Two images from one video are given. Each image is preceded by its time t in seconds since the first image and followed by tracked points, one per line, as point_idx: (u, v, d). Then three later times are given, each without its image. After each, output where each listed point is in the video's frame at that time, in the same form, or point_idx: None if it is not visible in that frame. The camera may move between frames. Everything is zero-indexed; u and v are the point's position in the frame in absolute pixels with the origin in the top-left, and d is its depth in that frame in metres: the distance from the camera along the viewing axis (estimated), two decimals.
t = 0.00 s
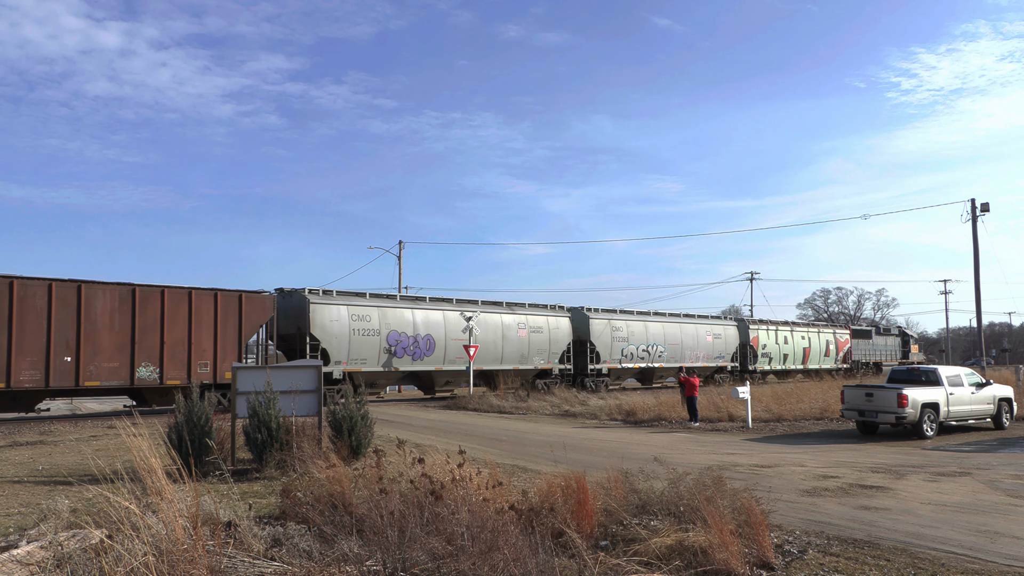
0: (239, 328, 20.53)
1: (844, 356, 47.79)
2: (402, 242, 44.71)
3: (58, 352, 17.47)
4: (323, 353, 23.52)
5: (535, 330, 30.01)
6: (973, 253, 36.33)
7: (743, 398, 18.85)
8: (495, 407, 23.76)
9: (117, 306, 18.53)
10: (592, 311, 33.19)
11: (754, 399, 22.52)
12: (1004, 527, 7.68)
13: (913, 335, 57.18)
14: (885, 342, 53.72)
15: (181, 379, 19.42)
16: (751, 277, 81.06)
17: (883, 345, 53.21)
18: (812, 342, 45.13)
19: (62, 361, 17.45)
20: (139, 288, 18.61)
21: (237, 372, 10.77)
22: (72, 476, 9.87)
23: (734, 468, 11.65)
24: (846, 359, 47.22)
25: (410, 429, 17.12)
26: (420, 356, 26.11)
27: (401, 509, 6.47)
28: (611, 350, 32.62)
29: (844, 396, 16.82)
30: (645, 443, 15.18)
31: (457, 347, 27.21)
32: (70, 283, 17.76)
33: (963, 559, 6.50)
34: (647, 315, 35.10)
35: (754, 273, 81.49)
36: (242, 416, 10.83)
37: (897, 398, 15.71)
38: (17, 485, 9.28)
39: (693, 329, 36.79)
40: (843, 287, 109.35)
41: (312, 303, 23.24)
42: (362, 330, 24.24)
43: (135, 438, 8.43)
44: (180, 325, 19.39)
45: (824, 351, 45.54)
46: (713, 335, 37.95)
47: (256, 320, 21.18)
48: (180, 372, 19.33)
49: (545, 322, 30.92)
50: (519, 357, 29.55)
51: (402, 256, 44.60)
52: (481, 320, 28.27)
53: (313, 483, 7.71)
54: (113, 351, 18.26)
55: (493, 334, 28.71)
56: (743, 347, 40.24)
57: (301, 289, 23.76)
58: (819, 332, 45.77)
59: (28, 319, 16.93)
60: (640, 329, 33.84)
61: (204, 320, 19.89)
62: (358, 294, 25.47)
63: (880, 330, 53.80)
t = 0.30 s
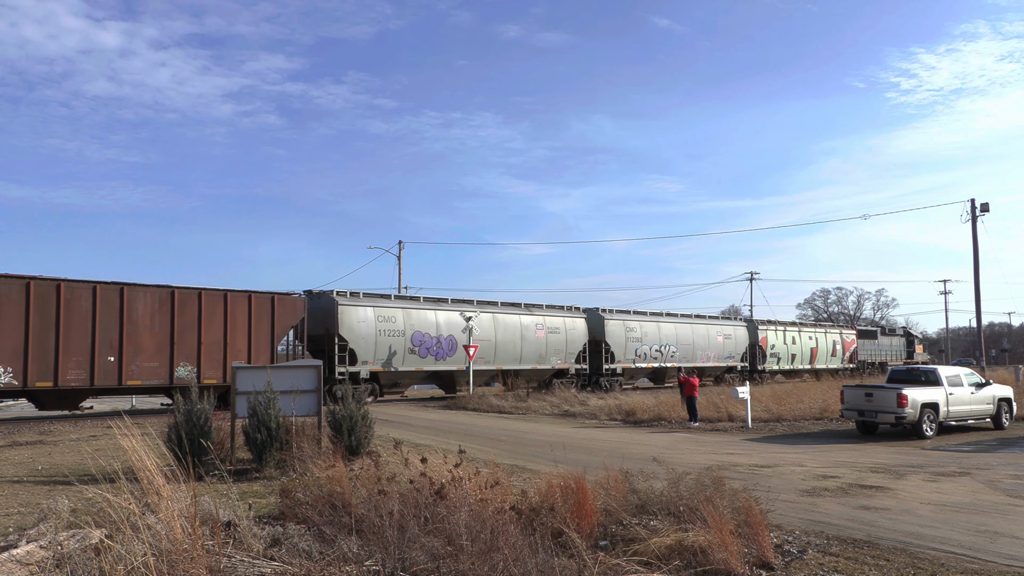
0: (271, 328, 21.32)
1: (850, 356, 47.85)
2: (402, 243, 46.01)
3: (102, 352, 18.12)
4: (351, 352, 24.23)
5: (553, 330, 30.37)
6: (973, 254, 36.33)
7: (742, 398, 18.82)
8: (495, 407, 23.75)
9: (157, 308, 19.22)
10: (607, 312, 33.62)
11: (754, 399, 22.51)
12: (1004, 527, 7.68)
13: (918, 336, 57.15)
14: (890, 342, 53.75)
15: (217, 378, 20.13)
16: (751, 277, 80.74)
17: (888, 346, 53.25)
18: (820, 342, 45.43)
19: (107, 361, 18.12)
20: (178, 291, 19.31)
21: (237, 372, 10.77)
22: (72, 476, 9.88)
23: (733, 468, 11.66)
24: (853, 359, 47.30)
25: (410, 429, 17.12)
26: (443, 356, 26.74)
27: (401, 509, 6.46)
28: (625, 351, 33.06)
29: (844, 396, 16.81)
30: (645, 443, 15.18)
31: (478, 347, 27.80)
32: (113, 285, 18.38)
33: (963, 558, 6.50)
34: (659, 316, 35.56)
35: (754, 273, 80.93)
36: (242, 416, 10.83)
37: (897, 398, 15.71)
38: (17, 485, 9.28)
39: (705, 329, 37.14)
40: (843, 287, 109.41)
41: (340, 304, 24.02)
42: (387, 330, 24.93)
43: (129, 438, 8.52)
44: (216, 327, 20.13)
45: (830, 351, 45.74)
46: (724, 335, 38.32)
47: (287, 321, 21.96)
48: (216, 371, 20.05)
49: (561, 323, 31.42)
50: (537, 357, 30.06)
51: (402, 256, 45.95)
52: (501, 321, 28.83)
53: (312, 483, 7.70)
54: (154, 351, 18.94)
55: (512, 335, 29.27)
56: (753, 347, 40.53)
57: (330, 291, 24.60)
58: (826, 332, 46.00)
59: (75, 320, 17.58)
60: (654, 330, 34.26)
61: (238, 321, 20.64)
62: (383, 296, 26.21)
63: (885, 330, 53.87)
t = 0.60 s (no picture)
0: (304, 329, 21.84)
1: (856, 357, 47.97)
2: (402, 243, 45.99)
3: (143, 352, 18.57)
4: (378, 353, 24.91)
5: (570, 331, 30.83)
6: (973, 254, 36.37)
7: (742, 398, 18.81)
8: (495, 407, 23.75)
9: (194, 309, 19.67)
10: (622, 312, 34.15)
11: (754, 399, 22.49)
12: (1004, 527, 7.67)
13: (922, 335, 57.23)
14: (895, 342, 53.90)
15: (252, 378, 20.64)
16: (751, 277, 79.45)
17: (893, 346, 53.30)
18: (827, 342, 45.78)
19: (148, 361, 18.58)
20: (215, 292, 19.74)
21: (237, 372, 10.77)
22: (72, 476, 9.87)
23: (734, 468, 11.64)
24: (858, 359, 47.56)
25: (410, 429, 17.12)
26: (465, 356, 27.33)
27: (401, 510, 6.46)
28: (639, 350, 33.59)
29: (844, 396, 16.81)
30: (644, 443, 15.16)
31: (499, 348, 28.38)
32: (153, 287, 18.80)
33: (963, 559, 6.50)
34: (672, 316, 36.11)
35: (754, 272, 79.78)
36: (242, 416, 10.83)
37: (897, 398, 15.71)
38: (17, 485, 9.27)
39: (716, 330, 37.63)
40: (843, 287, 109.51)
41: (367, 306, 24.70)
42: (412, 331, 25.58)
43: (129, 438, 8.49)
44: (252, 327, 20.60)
45: (837, 351, 45.98)
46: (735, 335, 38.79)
47: (319, 322, 22.47)
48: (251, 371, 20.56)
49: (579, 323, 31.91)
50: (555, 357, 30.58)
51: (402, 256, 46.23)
52: (521, 321, 29.39)
53: (312, 483, 7.71)
54: (191, 351, 19.40)
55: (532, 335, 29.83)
56: (762, 347, 40.97)
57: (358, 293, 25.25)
58: (833, 332, 46.30)
59: (119, 322, 18.00)
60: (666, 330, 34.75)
61: (271, 322, 21.13)
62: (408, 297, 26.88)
63: (889, 330, 54.02)
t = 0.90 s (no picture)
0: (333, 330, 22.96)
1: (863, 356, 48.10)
2: (401, 243, 46.69)
3: (182, 352, 19.64)
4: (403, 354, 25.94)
5: (586, 331, 31.63)
6: (973, 254, 36.36)
7: (742, 398, 18.82)
8: (495, 407, 23.75)
9: (229, 311, 20.78)
10: (636, 313, 34.72)
11: (754, 399, 22.48)
12: (1004, 527, 7.68)
13: (927, 335, 57.23)
14: (901, 342, 54.01)
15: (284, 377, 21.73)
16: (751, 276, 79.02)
17: (899, 346, 53.39)
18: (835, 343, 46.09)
19: (187, 360, 19.66)
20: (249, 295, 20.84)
21: (237, 372, 10.77)
22: (72, 476, 9.87)
23: (734, 468, 11.65)
24: (865, 359, 47.73)
25: (410, 429, 17.14)
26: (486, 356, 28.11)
27: (401, 509, 6.46)
28: (653, 350, 34.17)
29: (844, 396, 16.81)
30: (644, 443, 15.17)
31: (518, 348, 29.11)
32: (192, 290, 19.93)
33: (963, 559, 6.50)
34: (684, 317, 36.68)
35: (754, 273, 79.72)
36: (242, 416, 10.83)
37: (897, 398, 15.71)
38: (17, 485, 9.28)
39: (726, 330, 38.13)
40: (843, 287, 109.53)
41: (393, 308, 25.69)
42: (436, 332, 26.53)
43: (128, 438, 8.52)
44: (283, 328, 21.70)
45: (845, 352, 46.15)
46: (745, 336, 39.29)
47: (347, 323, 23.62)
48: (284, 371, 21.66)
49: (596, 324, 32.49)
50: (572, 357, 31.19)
51: (402, 256, 46.58)
52: (539, 323, 30.10)
53: (312, 483, 7.72)
54: (227, 351, 20.48)
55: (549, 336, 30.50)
56: (772, 347, 41.42)
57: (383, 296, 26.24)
58: (841, 333, 46.57)
59: (160, 323, 19.09)
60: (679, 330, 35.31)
61: (302, 323, 22.23)
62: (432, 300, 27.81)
63: (895, 330, 54.13)
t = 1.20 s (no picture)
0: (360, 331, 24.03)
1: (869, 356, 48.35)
2: (401, 243, 47.51)
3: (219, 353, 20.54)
4: (427, 354, 26.45)
5: (602, 332, 32.06)
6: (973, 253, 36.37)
7: (743, 398, 18.82)
8: (495, 407, 23.75)
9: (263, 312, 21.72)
10: (649, 314, 35.33)
11: (754, 399, 22.47)
12: (1004, 527, 7.68)
13: (932, 336, 57.25)
14: (905, 342, 54.10)
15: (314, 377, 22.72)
16: (751, 277, 78.75)
17: (905, 345, 53.44)
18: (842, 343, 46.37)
19: (223, 360, 20.55)
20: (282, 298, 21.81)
21: (237, 372, 10.79)
22: (72, 476, 9.88)
23: (734, 468, 11.65)
24: (870, 358, 47.88)
25: (410, 429, 17.13)
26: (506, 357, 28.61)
27: (401, 509, 6.46)
28: (666, 350, 34.64)
29: (844, 396, 16.82)
30: (644, 443, 15.17)
31: (536, 349, 29.58)
32: (229, 293, 20.85)
33: (963, 559, 6.50)
34: (695, 317, 37.12)
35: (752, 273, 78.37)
36: (242, 416, 10.83)
37: (897, 398, 15.71)
38: (18, 485, 9.29)
39: (736, 329, 38.58)
40: (843, 287, 109.63)
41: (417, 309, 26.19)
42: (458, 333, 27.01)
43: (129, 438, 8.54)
44: (313, 330, 22.65)
45: (851, 351, 46.52)
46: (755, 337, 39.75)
47: (374, 324, 24.56)
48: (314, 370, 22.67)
49: (612, 325, 32.95)
50: (588, 357, 31.64)
51: (402, 256, 46.64)
52: (557, 323, 30.53)
53: (312, 482, 7.73)
54: (261, 351, 21.41)
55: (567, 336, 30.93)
56: (780, 347, 41.81)
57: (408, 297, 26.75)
58: (848, 333, 46.87)
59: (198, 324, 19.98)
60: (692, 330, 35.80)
61: (332, 324, 23.24)
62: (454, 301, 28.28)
63: (899, 330, 54.23)
